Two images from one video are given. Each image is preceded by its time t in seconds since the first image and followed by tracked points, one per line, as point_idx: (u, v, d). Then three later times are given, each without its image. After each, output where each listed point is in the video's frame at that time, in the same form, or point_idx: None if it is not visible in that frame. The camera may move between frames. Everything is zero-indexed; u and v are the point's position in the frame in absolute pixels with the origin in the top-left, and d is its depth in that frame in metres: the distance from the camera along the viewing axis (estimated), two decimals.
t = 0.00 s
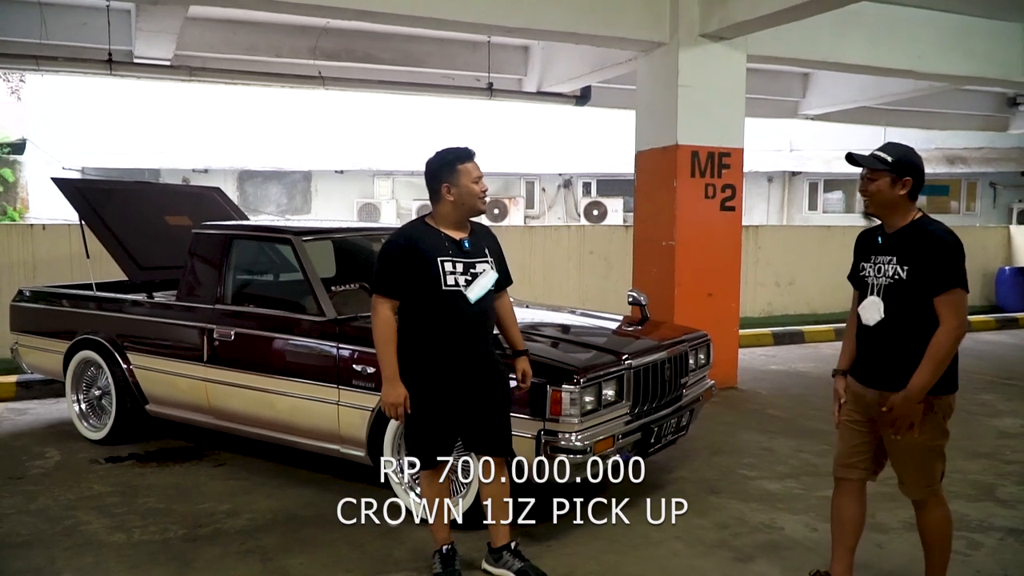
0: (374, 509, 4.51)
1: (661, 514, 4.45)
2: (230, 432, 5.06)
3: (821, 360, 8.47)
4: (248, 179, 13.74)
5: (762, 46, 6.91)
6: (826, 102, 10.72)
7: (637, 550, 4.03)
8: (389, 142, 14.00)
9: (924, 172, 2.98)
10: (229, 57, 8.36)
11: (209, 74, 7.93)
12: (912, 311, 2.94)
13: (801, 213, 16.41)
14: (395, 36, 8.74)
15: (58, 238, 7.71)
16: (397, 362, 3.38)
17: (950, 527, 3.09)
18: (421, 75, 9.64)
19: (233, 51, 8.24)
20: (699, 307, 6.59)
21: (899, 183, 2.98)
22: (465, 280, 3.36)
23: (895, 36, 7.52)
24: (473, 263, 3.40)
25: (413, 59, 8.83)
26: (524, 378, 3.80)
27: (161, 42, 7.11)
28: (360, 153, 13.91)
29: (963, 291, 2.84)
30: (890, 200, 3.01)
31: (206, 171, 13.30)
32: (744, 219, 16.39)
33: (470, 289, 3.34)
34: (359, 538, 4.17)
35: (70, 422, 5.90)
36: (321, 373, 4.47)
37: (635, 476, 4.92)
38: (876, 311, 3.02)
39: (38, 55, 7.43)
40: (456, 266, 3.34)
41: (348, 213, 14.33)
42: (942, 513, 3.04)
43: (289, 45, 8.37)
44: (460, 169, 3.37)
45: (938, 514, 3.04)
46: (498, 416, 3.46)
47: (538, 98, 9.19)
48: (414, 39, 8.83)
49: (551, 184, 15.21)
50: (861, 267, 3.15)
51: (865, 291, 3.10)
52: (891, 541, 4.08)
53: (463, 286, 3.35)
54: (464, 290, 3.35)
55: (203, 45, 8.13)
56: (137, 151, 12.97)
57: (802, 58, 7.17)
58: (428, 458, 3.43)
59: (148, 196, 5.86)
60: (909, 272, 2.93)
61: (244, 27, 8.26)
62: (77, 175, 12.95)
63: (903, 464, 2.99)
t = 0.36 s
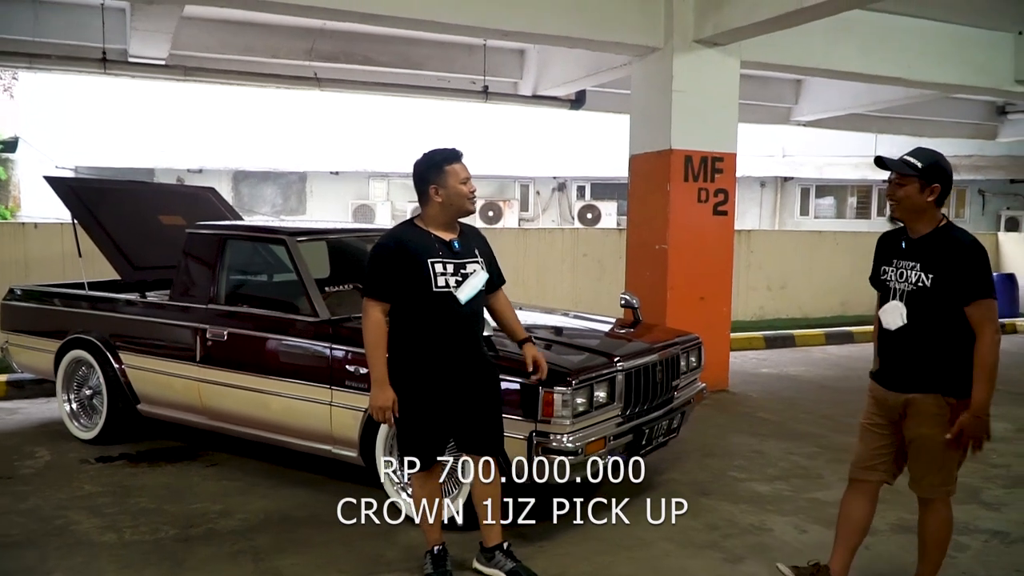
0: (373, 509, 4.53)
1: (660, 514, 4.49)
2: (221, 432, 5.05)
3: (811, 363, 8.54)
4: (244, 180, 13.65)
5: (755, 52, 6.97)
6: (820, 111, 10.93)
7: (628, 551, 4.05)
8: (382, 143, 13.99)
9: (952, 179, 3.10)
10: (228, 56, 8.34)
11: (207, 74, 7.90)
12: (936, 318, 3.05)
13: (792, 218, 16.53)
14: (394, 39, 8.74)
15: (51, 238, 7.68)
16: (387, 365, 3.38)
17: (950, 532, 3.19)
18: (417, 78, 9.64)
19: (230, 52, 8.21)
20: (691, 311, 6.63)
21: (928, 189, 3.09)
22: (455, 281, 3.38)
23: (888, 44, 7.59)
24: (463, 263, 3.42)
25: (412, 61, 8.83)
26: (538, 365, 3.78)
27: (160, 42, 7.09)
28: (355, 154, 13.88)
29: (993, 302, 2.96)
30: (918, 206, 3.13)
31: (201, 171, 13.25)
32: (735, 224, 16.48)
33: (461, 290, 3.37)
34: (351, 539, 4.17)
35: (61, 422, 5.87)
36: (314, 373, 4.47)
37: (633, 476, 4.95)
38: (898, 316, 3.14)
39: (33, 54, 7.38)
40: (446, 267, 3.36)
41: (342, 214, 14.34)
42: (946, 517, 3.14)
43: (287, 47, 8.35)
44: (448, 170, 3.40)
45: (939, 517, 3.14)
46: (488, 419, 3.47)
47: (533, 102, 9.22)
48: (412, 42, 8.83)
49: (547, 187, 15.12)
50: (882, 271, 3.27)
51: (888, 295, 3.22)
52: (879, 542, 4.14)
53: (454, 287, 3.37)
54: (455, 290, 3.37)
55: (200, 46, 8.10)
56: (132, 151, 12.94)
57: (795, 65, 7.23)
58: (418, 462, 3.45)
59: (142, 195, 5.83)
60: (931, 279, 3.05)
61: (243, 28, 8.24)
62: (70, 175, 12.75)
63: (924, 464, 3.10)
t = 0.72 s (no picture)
0: (374, 509, 4.46)
1: (660, 514, 4.41)
2: (205, 428, 5.02)
3: (794, 356, 8.60)
4: (224, 175, 13.84)
5: (737, 46, 6.99)
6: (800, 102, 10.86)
7: (613, 543, 4.07)
8: (365, 139, 13.95)
9: (949, 172, 3.17)
10: (206, 50, 8.30)
11: (186, 69, 7.86)
12: (930, 308, 3.12)
13: (773, 211, 16.58)
14: (375, 34, 8.72)
15: (32, 233, 7.63)
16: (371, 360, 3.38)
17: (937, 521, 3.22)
18: (399, 72, 9.62)
19: (209, 46, 8.17)
20: (674, 305, 6.65)
21: (926, 181, 3.15)
22: (438, 275, 3.37)
23: (867, 37, 7.63)
24: (445, 257, 3.42)
25: (392, 55, 8.81)
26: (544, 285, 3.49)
27: (137, 36, 7.04)
28: (338, 149, 13.85)
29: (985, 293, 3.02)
30: (916, 198, 3.18)
31: (180, 167, 13.53)
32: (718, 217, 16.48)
33: (443, 283, 3.36)
34: (335, 534, 4.17)
35: (43, 419, 5.83)
36: (297, 369, 4.46)
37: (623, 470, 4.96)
38: (893, 306, 3.21)
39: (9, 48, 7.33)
40: (429, 261, 3.36)
41: (325, 208, 14.36)
42: (932, 506, 3.18)
43: (267, 41, 8.31)
44: (431, 164, 3.37)
45: (926, 506, 3.18)
46: (473, 411, 3.49)
47: (515, 95, 9.24)
48: (394, 37, 8.81)
49: (529, 182, 15.38)
50: (878, 262, 3.35)
51: (884, 286, 3.29)
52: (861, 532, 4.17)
53: (436, 281, 3.36)
54: (437, 284, 3.36)
55: (180, 40, 8.03)
56: (113, 147, 12.91)
57: (776, 58, 7.26)
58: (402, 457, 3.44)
59: (122, 190, 5.80)
60: (927, 270, 3.11)
61: (222, 22, 8.21)
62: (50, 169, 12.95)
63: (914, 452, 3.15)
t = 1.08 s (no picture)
0: (374, 509, 4.40)
1: (655, 511, 4.37)
2: (195, 425, 5.02)
3: (783, 350, 8.63)
4: (212, 172, 13.63)
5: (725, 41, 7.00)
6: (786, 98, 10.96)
7: (603, 537, 4.08)
8: (354, 134, 13.92)
9: (940, 164, 3.19)
10: (192, 47, 8.26)
11: (172, 65, 7.83)
12: (915, 298, 3.16)
13: (762, 205, 16.52)
14: (362, 29, 8.69)
15: (18, 229, 7.60)
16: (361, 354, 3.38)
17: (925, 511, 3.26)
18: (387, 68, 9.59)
19: (194, 41, 8.12)
20: (663, 299, 6.67)
21: (917, 173, 3.17)
22: (428, 271, 3.38)
23: (854, 31, 7.64)
24: (435, 253, 3.43)
25: (380, 51, 8.79)
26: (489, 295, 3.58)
27: (123, 32, 7.01)
28: (327, 145, 13.80)
29: (967, 282, 3.04)
30: (906, 189, 3.20)
31: (168, 162, 13.24)
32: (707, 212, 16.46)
33: (434, 280, 3.36)
34: (326, 530, 4.18)
35: (32, 417, 5.82)
36: (287, 365, 4.46)
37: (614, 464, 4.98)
38: (880, 294, 3.26)
39: None
40: (419, 257, 3.36)
41: (312, 204, 14.30)
42: (919, 496, 3.23)
43: (253, 37, 8.33)
44: (421, 159, 3.39)
45: (912, 496, 3.24)
46: (462, 407, 3.47)
47: (503, 91, 9.24)
48: (381, 32, 8.78)
49: (518, 177, 15.19)
50: (869, 251, 3.38)
51: (873, 275, 3.33)
52: (849, 525, 4.19)
53: (426, 277, 3.37)
54: (427, 280, 3.37)
55: (166, 36, 7.99)
56: (100, 143, 12.82)
57: (763, 53, 7.28)
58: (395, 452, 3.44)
59: (110, 187, 5.80)
60: (914, 259, 3.15)
61: (207, 18, 8.17)
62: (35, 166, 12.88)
63: (896, 440, 3.19)
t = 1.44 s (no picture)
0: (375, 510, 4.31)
1: (646, 503, 4.39)
2: (187, 417, 5.01)
3: (774, 342, 8.66)
4: (204, 164, 13.66)
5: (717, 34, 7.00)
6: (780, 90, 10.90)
7: (595, 529, 4.09)
8: (346, 126, 13.91)
9: (926, 157, 3.22)
10: (184, 38, 8.24)
11: (163, 56, 7.80)
12: (901, 289, 3.18)
13: (753, 198, 16.65)
14: (353, 20, 8.67)
15: (8, 220, 7.56)
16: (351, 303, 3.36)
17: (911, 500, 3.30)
18: (379, 59, 9.57)
19: (185, 32, 8.11)
20: (655, 292, 6.68)
21: (904, 166, 3.20)
22: (419, 265, 3.36)
23: (845, 24, 7.65)
24: (429, 248, 3.41)
25: (372, 43, 8.78)
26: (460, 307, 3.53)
27: (113, 23, 6.98)
28: (319, 137, 13.78)
29: (949, 272, 3.07)
30: (894, 182, 3.23)
31: (158, 155, 13.35)
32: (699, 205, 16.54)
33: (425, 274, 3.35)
34: (318, 522, 4.18)
35: (23, 409, 5.80)
36: (279, 357, 4.46)
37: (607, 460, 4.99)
38: (868, 286, 3.29)
39: None
40: (411, 251, 3.35)
41: (304, 197, 14.28)
42: (904, 484, 3.26)
43: (245, 28, 8.26)
44: (429, 160, 3.36)
45: (897, 484, 3.26)
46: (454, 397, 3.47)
47: (496, 83, 9.24)
48: (373, 23, 8.77)
49: (510, 170, 15.30)
50: (858, 244, 3.40)
51: (861, 267, 3.36)
52: (840, 516, 4.21)
53: (418, 271, 3.35)
54: (418, 274, 3.35)
55: (156, 27, 7.97)
56: (91, 135, 12.79)
57: (755, 46, 7.29)
58: (386, 443, 3.45)
59: (101, 178, 5.77)
60: (898, 249, 3.18)
61: (198, 8, 8.14)
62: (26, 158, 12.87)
63: (885, 427, 3.23)
